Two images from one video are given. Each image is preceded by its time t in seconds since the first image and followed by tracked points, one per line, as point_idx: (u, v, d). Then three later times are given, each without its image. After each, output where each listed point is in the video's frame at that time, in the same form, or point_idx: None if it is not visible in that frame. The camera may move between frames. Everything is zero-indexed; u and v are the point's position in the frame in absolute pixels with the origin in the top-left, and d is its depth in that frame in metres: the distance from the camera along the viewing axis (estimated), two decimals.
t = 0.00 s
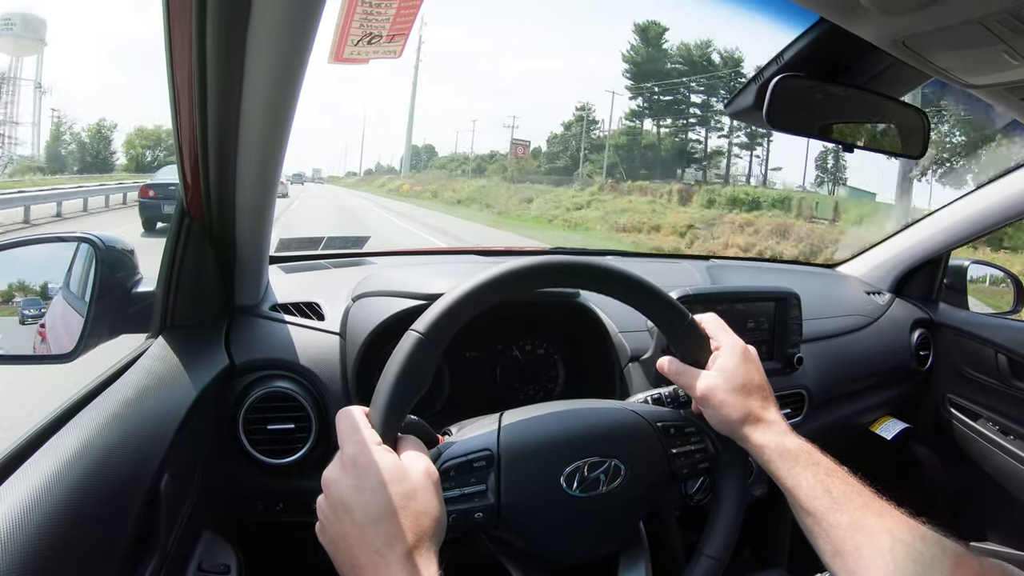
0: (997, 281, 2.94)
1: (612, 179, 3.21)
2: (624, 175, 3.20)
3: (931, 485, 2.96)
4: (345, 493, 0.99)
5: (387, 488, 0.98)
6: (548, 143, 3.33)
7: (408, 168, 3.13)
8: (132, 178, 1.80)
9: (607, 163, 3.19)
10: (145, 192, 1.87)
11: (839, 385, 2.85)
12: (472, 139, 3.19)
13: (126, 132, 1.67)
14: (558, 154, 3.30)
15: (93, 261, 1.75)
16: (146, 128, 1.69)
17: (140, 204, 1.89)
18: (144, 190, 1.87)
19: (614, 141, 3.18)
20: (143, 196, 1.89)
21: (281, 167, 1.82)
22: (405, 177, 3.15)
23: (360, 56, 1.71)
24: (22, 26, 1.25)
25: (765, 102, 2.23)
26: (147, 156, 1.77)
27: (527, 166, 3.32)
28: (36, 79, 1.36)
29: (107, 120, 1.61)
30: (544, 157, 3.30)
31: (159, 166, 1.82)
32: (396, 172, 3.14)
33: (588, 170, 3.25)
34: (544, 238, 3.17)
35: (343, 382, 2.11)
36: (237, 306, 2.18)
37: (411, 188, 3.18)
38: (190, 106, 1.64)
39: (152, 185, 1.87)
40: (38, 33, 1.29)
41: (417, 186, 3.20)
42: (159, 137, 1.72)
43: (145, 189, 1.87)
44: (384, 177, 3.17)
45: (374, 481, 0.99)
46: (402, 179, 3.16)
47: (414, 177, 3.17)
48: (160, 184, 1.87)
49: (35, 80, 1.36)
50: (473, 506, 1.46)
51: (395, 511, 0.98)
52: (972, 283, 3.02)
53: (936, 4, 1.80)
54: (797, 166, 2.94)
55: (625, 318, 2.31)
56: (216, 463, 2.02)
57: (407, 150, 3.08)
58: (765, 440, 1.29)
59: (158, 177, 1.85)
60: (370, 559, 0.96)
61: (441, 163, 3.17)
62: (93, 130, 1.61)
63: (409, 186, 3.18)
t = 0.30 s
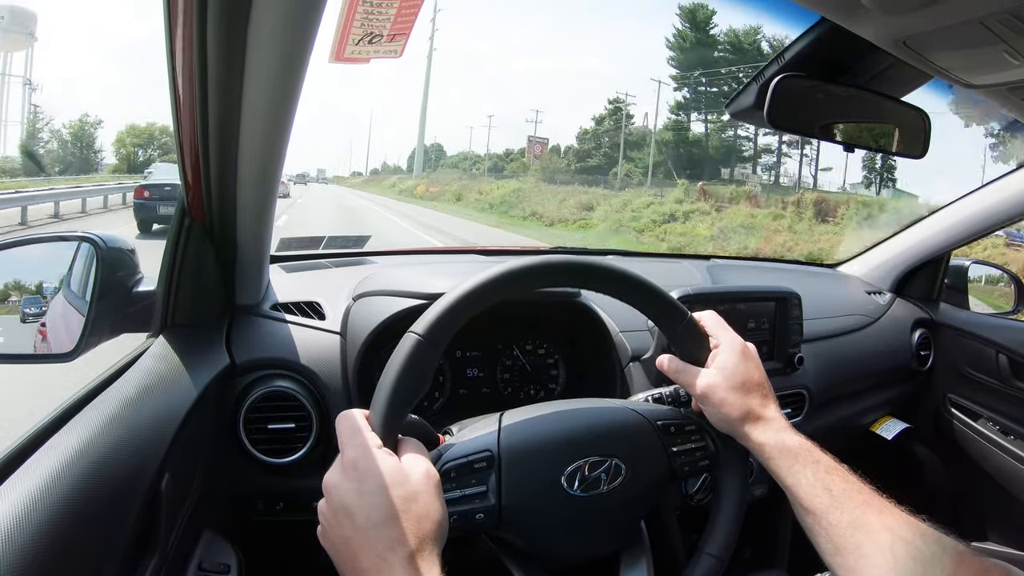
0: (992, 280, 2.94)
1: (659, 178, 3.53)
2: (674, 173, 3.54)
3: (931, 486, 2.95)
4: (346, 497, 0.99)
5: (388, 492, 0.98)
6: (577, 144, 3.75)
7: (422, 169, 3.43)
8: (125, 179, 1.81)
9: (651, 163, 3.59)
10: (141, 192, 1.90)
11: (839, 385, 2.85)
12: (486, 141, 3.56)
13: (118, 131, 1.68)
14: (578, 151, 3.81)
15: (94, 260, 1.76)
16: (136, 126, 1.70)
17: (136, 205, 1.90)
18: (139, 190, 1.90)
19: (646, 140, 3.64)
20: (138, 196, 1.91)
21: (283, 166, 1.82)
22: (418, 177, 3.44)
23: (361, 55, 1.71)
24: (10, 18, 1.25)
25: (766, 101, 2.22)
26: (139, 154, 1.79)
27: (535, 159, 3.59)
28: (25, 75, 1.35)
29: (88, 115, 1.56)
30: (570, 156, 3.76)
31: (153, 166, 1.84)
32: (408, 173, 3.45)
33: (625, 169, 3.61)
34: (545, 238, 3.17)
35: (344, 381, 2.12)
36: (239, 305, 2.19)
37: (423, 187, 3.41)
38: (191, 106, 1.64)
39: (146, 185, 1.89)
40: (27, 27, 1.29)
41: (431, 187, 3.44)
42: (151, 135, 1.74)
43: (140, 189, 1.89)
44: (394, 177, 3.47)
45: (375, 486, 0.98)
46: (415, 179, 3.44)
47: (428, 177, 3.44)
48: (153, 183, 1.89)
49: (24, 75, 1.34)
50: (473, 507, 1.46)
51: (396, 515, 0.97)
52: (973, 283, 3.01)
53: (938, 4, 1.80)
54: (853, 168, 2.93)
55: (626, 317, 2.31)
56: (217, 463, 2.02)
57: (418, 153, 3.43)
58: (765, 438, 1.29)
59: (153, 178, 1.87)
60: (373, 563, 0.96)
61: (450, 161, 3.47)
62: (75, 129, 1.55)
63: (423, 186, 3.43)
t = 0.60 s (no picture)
0: (988, 283, 2.97)
1: (712, 180, 3.37)
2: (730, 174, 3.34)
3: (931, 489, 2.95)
4: (345, 495, 0.99)
5: (387, 491, 0.98)
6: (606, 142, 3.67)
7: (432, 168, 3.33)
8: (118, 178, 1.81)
9: (705, 161, 3.34)
10: (136, 192, 1.89)
11: (839, 387, 2.85)
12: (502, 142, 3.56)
13: (108, 127, 1.69)
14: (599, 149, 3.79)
15: (94, 260, 1.77)
16: (128, 122, 1.71)
17: (130, 206, 1.89)
18: (134, 191, 1.89)
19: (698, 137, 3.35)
20: (133, 197, 1.89)
21: (284, 167, 1.82)
22: (433, 178, 3.36)
23: (361, 57, 1.72)
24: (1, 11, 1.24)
25: (766, 103, 2.23)
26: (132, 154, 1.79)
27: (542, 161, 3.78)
28: (11, 71, 1.35)
29: (67, 110, 1.52)
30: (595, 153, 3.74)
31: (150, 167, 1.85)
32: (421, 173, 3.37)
33: (661, 167, 3.60)
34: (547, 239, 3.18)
35: (343, 382, 2.12)
36: (239, 306, 2.19)
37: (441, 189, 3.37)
38: (192, 106, 1.64)
39: (142, 185, 1.88)
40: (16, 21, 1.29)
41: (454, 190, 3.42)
42: (142, 132, 1.75)
43: (134, 189, 1.88)
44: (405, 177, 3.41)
45: (374, 484, 0.98)
46: (430, 179, 3.37)
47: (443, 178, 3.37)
48: (147, 183, 1.88)
49: (13, 71, 1.34)
50: (472, 507, 1.46)
51: (395, 513, 0.97)
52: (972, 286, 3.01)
53: (938, 7, 1.80)
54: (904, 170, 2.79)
55: (624, 320, 2.33)
56: (216, 463, 2.02)
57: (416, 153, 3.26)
58: (765, 443, 1.28)
59: (150, 177, 1.87)
60: (371, 561, 0.96)
61: (463, 160, 3.37)
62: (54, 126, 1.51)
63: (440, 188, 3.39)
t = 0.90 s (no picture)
0: (987, 282, 2.94)
1: (786, 184, 3.25)
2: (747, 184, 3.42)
3: (932, 488, 2.95)
4: (346, 489, 0.99)
5: (389, 485, 0.98)
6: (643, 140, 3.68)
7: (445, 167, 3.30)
8: (115, 180, 1.75)
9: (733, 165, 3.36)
10: (132, 194, 1.83)
11: (841, 386, 2.85)
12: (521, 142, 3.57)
13: (93, 125, 1.59)
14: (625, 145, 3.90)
15: (96, 260, 1.78)
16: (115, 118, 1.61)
17: (125, 206, 1.84)
18: (131, 191, 1.83)
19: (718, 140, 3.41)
20: (130, 198, 1.84)
21: (286, 166, 1.82)
22: (452, 178, 3.32)
23: (362, 56, 1.72)
24: None
25: (767, 103, 2.23)
26: (122, 154, 1.70)
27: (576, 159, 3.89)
28: None
29: (41, 103, 1.39)
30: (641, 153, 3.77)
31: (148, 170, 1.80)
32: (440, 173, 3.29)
33: (716, 165, 3.56)
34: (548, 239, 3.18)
35: (345, 382, 2.12)
36: (240, 305, 2.19)
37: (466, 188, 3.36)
38: (193, 106, 1.64)
39: (138, 185, 1.83)
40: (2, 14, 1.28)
41: (484, 194, 3.47)
42: (130, 130, 1.66)
43: (132, 189, 1.82)
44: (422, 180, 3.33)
45: (376, 478, 0.98)
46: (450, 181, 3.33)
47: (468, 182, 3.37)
48: (144, 183, 1.83)
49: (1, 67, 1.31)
50: (473, 504, 1.46)
51: (396, 508, 0.97)
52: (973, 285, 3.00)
53: (939, 6, 1.80)
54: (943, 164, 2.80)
55: (626, 319, 2.33)
56: (217, 462, 2.02)
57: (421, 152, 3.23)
58: (768, 445, 1.28)
59: (146, 178, 1.82)
60: (371, 556, 0.96)
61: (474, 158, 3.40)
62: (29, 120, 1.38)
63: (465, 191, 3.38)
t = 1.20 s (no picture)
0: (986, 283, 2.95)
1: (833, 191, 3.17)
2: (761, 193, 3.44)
3: (933, 490, 2.94)
4: (347, 485, 0.99)
5: (390, 482, 0.98)
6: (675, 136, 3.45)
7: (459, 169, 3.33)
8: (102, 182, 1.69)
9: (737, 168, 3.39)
10: (127, 195, 1.80)
11: (842, 387, 2.85)
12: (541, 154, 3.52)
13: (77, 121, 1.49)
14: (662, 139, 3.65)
15: (97, 261, 1.77)
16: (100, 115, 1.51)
17: (122, 207, 1.81)
18: (126, 192, 1.80)
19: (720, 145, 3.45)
20: (125, 199, 1.81)
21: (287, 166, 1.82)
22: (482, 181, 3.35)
23: (364, 57, 1.72)
24: None
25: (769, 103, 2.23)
26: (107, 154, 1.61)
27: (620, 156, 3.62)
28: None
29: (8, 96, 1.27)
30: (687, 138, 3.45)
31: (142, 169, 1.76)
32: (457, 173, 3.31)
33: (785, 164, 3.25)
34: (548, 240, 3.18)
35: (346, 383, 2.12)
36: (241, 305, 2.19)
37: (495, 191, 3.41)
38: (195, 107, 1.64)
39: (134, 187, 1.80)
40: None
41: (523, 196, 3.47)
42: (116, 127, 1.57)
43: (127, 191, 1.79)
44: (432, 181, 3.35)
45: (377, 475, 0.98)
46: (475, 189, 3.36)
47: (497, 185, 3.41)
48: (139, 185, 1.80)
49: None
50: (473, 504, 1.47)
51: (397, 505, 0.97)
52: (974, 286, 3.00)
53: (940, 7, 1.80)
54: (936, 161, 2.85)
55: (626, 320, 2.33)
56: (218, 462, 2.02)
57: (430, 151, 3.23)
58: (770, 448, 1.28)
59: (142, 178, 1.79)
60: (370, 552, 0.96)
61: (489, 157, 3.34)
62: None
63: (496, 194, 3.42)
